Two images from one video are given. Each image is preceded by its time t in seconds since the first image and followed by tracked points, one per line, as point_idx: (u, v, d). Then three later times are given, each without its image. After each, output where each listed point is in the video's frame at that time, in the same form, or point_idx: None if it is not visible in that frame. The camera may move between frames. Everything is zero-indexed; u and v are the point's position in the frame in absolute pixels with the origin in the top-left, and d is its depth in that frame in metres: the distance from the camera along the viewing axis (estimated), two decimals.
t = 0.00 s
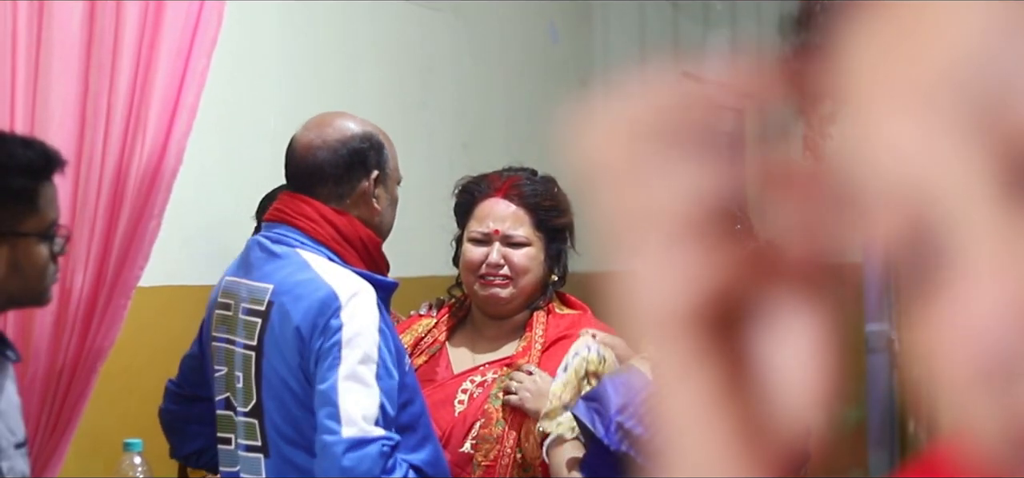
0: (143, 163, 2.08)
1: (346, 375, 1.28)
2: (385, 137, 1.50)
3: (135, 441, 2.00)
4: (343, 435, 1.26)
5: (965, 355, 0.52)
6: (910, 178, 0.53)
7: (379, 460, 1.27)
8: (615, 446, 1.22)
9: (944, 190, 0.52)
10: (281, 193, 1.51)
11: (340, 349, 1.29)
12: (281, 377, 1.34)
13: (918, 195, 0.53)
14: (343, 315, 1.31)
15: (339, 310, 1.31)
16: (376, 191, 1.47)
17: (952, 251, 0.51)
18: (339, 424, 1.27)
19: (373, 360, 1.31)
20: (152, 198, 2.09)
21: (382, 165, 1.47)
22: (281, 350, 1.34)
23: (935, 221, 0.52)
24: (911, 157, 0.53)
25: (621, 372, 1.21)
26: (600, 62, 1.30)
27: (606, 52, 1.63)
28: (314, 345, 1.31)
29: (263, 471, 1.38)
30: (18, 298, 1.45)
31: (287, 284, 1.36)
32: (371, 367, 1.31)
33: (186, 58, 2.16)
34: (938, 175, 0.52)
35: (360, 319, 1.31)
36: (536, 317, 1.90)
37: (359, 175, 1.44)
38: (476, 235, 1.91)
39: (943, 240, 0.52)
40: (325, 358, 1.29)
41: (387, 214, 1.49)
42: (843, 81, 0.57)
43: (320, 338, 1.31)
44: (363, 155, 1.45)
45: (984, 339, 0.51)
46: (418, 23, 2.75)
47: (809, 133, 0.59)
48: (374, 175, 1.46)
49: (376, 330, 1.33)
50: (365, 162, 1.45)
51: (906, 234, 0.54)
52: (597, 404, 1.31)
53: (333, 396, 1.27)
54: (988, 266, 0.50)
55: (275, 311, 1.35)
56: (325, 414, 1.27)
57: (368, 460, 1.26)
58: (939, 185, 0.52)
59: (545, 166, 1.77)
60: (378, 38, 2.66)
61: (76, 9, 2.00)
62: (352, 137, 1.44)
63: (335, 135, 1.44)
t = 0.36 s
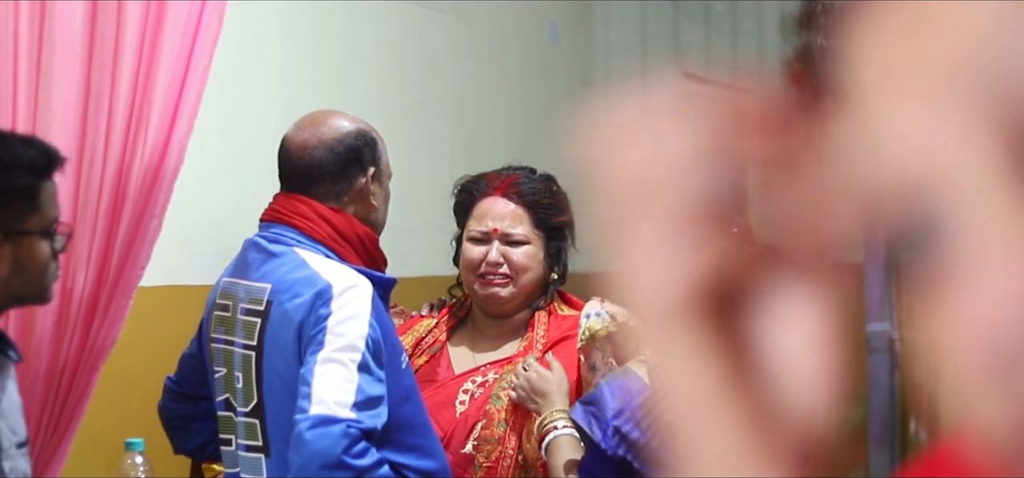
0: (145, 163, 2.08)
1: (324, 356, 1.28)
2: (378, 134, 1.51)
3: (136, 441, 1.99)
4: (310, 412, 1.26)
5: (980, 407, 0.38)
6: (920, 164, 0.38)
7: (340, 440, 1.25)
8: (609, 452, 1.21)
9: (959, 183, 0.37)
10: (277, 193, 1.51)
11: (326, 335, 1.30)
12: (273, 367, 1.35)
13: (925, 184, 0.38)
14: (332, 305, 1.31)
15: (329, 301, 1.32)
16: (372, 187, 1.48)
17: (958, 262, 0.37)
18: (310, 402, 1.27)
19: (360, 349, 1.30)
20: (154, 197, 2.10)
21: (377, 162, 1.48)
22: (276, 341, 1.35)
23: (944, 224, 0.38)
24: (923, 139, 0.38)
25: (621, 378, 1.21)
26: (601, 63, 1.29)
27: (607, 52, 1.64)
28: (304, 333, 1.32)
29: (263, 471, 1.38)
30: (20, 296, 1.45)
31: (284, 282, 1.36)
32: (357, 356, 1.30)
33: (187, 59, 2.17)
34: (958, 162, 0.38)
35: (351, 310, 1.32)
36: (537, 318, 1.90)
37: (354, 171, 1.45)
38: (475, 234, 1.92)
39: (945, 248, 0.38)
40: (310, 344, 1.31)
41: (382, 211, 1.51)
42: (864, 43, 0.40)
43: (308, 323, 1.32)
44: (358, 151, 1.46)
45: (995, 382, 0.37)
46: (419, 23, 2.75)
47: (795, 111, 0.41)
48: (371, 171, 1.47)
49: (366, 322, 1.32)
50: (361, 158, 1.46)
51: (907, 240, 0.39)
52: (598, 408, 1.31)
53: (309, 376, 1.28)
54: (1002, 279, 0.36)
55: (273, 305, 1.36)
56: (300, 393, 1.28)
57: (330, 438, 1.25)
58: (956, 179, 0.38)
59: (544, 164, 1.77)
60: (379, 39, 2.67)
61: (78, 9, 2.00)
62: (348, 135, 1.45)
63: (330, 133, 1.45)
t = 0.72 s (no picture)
0: (147, 162, 2.09)
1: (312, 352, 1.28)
2: (372, 132, 1.52)
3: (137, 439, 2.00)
4: (294, 407, 1.26)
5: (991, 395, 0.35)
6: (928, 144, 0.34)
7: (323, 436, 1.25)
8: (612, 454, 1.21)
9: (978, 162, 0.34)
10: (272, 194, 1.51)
11: (317, 331, 1.30)
12: (265, 366, 1.35)
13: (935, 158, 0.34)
14: (323, 302, 1.32)
15: (320, 298, 1.32)
16: (366, 185, 1.49)
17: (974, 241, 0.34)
18: (295, 397, 1.27)
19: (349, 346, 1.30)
20: (155, 197, 2.09)
21: (371, 158, 1.49)
22: (266, 339, 1.35)
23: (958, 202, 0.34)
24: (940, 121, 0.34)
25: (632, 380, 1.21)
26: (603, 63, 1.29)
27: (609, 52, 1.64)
28: (294, 329, 1.32)
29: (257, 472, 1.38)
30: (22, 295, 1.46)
31: (277, 282, 1.36)
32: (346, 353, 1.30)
33: (190, 56, 2.17)
34: (971, 142, 0.34)
35: (342, 307, 1.32)
36: (539, 317, 1.90)
37: (348, 170, 1.45)
38: (476, 234, 1.92)
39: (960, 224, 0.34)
40: (300, 341, 1.31)
41: (377, 208, 1.52)
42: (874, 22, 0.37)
43: (298, 318, 1.32)
44: (352, 148, 1.46)
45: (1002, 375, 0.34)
46: (420, 22, 2.76)
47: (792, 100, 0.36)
48: (364, 168, 1.47)
49: (358, 318, 1.33)
50: (354, 156, 1.46)
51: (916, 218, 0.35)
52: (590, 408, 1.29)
53: (297, 371, 1.28)
54: (1008, 265, 0.33)
55: (265, 302, 1.36)
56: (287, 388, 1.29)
57: (313, 434, 1.25)
58: (972, 155, 0.34)
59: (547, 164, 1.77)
60: (380, 38, 2.66)
61: (79, 9, 2.01)
62: (342, 132, 1.45)
63: (322, 131, 1.45)
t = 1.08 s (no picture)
0: (151, 160, 2.08)
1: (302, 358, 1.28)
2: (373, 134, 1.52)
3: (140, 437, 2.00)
4: (285, 416, 1.26)
5: (987, 362, 0.34)
6: (955, 93, 0.32)
7: (311, 445, 1.25)
8: (605, 456, 1.27)
9: (1003, 113, 0.32)
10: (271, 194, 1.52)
11: (308, 336, 1.30)
12: (260, 369, 1.35)
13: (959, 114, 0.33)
14: (316, 306, 1.32)
15: (313, 302, 1.32)
16: (363, 184, 1.49)
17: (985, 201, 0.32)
18: (285, 404, 1.27)
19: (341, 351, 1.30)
20: (158, 195, 2.09)
21: (368, 157, 1.48)
22: (261, 343, 1.35)
23: (977, 159, 0.32)
24: (966, 69, 0.32)
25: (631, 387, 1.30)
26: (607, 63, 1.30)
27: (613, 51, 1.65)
28: (286, 334, 1.32)
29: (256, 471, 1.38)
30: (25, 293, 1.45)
31: (272, 283, 1.36)
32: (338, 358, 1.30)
33: (193, 54, 2.16)
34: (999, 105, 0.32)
35: (334, 311, 1.32)
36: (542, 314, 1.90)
37: (343, 169, 1.46)
38: (481, 231, 1.92)
39: (973, 180, 0.32)
40: (292, 345, 1.31)
41: (375, 209, 1.51)
42: None
43: (289, 323, 1.32)
44: (348, 146, 1.46)
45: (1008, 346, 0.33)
46: (423, 21, 2.77)
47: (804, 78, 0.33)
48: (360, 168, 1.47)
49: (350, 323, 1.33)
50: (351, 155, 1.46)
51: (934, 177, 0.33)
52: (578, 408, 1.34)
53: (287, 378, 1.28)
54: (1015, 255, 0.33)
55: (260, 305, 1.36)
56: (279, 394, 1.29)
57: (302, 443, 1.25)
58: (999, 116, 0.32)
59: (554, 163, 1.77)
60: (380, 36, 2.65)
61: (83, 7, 2.00)
62: (339, 130, 1.46)
63: (319, 130, 1.46)
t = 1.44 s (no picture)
0: (153, 159, 2.09)
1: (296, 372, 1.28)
2: (377, 136, 1.50)
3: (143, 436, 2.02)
4: (279, 432, 1.27)
5: (987, 357, 0.37)
6: (969, 64, 0.35)
7: (306, 463, 1.26)
8: (594, 449, 1.25)
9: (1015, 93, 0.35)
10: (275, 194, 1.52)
11: (299, 344, 1.29)
12: (254, 372, 1.36)
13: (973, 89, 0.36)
14: (305, 311, 1.31)
15: (302, 307, 1.31)
16: (349, 184, 1.47)
17: (990, 174, 0.35)
18: (279, 421, 1.28)
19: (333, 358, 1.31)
20: (160, 194, 2.10)
21: (361, 159, 1.47)
22: (253, 344, 1.36)
23: (984, 130, 0.35)
24: (978, 41, 0.35)
25: (620, 378, 1.26)
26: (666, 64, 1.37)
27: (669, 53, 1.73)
28: (277, 338, 1.32)
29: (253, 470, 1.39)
30: (30, 292, 1.46)
31: (264, 283, 1.35)
32: (331, 366, 1.31)
33: (196, 53, 2.17)
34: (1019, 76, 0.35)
35: (325, 316, 1.32)
36: (544, 313, 1.92)
37: (331, 167, 1.45)
38: (487, 228, 1.91)
39: (982, 151, 0.35)
40: (283, 352, 1.30)
41: (370, 210, 1.49)
42: None
43: (280, 331, 1.32)
44: (339, 145, 1.46)
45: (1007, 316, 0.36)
46: (424, 20, 2.77)
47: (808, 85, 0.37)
48: (347, 167, 1.46)
49: (340, 329, 1.32)
50: (339, 155, 1.46)
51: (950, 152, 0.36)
52: (564, 393, 1.31)
53: (282, 390, 1.28)
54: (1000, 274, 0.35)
55: (252, 306, 1.36)
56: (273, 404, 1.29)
57: (297, 460, 1.26)
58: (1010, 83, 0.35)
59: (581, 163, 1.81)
60: (380, 36, 2.65)
61: (85, 7, 2.01)
62: (332, 129, 1.47)
63: (313, 126, 1.48)
